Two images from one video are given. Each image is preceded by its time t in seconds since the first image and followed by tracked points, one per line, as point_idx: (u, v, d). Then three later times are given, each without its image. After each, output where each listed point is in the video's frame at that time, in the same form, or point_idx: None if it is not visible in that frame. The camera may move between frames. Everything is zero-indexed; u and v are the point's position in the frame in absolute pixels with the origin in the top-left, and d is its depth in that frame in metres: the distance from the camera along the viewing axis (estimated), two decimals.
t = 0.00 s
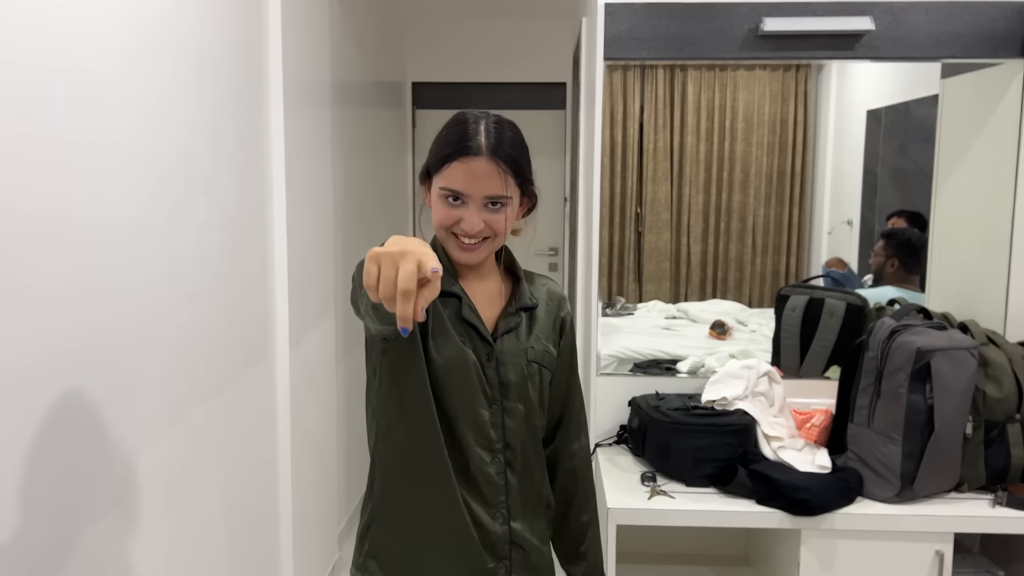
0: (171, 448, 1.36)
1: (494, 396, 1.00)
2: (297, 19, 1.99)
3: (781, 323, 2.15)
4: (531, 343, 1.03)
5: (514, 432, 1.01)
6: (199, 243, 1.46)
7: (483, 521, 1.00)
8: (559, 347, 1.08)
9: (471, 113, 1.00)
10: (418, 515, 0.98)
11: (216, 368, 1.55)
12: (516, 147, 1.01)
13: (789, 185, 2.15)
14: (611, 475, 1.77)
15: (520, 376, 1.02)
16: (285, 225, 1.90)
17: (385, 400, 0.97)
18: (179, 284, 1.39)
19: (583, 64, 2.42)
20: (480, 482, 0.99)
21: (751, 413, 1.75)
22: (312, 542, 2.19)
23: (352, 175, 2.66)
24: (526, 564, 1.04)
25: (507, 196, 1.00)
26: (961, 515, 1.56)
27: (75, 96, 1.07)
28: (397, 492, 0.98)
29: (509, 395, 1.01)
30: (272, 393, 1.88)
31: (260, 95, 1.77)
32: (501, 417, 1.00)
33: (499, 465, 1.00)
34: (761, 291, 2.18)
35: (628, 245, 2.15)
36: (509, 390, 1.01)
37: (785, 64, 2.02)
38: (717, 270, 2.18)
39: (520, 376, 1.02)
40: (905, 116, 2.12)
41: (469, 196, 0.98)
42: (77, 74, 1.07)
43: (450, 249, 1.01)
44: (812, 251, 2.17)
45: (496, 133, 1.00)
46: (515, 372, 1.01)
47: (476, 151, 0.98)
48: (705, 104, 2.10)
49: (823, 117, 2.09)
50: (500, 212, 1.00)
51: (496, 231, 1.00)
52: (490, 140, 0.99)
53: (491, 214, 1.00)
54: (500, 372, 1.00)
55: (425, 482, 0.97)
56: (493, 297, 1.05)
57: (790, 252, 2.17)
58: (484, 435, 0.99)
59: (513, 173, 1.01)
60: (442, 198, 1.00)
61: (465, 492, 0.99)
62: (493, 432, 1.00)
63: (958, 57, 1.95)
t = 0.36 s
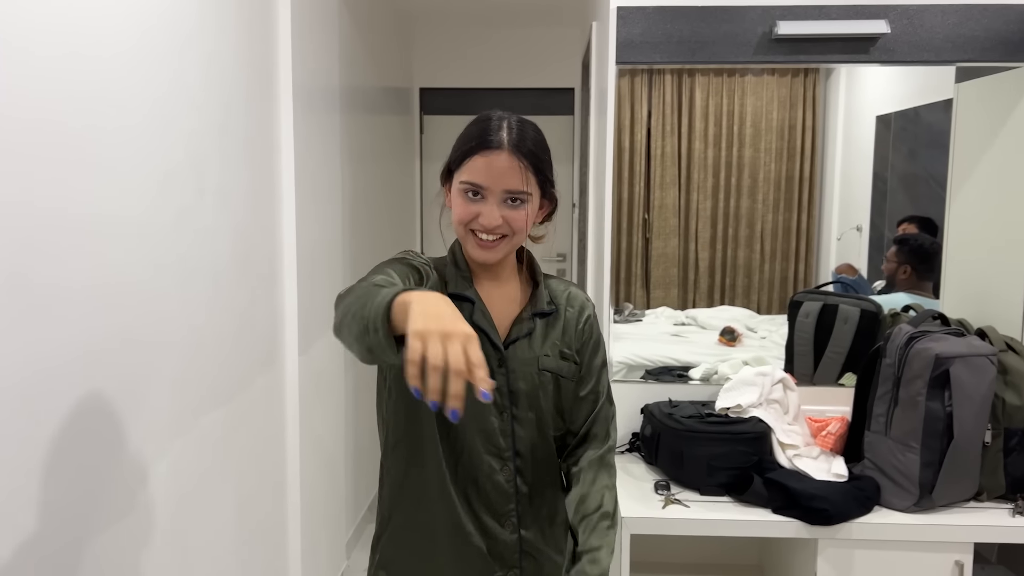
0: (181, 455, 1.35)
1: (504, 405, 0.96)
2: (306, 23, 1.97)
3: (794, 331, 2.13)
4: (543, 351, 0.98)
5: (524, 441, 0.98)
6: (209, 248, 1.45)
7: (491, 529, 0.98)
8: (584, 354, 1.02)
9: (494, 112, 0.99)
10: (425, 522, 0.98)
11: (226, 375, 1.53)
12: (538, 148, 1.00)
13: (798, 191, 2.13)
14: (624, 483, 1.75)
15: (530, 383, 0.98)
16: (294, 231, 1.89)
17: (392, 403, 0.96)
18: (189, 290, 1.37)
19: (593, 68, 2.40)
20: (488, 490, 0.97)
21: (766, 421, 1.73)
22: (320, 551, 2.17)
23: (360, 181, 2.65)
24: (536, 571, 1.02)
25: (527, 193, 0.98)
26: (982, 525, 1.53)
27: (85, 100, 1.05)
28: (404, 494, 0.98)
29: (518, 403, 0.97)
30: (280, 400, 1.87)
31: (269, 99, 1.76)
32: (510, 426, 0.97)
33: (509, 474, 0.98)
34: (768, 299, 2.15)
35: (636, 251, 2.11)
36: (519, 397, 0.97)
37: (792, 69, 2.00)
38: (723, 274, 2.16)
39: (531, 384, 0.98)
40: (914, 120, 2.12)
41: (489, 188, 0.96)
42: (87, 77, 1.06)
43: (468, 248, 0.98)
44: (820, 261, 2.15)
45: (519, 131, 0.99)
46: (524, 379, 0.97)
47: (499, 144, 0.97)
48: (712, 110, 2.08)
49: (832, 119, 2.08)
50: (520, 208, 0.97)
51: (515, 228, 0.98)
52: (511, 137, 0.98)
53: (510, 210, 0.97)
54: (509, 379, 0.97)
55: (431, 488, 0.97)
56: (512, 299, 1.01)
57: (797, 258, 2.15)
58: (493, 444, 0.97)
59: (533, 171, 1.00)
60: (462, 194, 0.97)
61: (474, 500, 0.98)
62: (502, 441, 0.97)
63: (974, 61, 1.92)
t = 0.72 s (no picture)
0: (191, 465, 1.34)
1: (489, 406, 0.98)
2: (313, 31, 1.97)
3: (801, 340, 2.13)
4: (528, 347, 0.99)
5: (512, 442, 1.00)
6: (218, 256, 1.44)
7: (479, 533, 0.99)
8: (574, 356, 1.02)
9: (504, 122, 1.03)
10: (418, 526, 1.00)
11: (233, 383, 1.53)
12: (545, 158, 1.04)
13: (801, 199, 2.13)
14: (632, 493, 1.74)
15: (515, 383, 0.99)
16: (300, 239, 1.88)
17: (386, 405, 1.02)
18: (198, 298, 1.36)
19: (598, 77, 2.40)
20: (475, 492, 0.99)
21: (774, 430, 1.73)
22: (325, 560, 2.16)
23: (365, 189, 2.64)
24: None
25: (531, 198, 0.99)
26: (994, 536, 1.52)
27: (97, 106, 1.05)
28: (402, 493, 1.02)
29: (504, 403, 0.99)
30: (286, 408, 1.86)
31: (276, 107, 1.76)
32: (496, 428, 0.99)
33: (496, 477, 0.99)
34: (772, 307, 2.15)
35: (639, 259, 2.09)
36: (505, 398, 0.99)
37: (796, 78, 1.99)
38: (727, 283, 2.15)
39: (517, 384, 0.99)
40: (918, 128, 2.10)
41: (494, 187, 0.97)
42: (100, 83, 1.05)
43: (469, 245, 1.00)
44: (823, 269, 2.15)
45: (526, 139, 1.03)
46: (508, 378, 0.98)
47: (507, 147, 0.99)
48: (715, 117, 2.07)
49: (835, 129, 2.08)
50: (522, 211, 0.98)
51: (515, 230, 0.98)
52: (520, 143, 1.01)
53: (512, 211, 0.98)
54: (494, 380, 0.98)
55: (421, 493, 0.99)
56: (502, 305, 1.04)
57: (800, 265, 2.15)
58: (479, 445, 0.99)
59: (539, 179, 1.02)
60: (468, 191, 0.99)
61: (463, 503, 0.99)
62: (488, 442, 0.98)
63: (983, 69, 1.92)
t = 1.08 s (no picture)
0: (197, 470, 1.34)
1: (492, 409, 1.01)
2: (319, 39, 1.98)
3: (803, 348, 2.14)
4: (534, 354, 1.02)
5: (514, 446, 1.02)
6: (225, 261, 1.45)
7: (477, 536, 1.01)
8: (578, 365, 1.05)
9: (503, 135, 1.05)
10: (416, 530, 1.02)
11: (239, 388, 1.53)
12: (544, 170, 1.06)
13: (800, 209, 2.12)
14: (635, 501, 1.75)
15: (520, 388, 1.02)
16: (305, 245, 1.88)
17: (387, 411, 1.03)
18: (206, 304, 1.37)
19: (602, 86, 2.42)
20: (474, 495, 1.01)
21: (778, 439, 1.73)
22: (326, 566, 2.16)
23: (368, 196, 2.65)
24: None
25: (530, 213, 1.03)
26: (996, 545, 1.52)
27: (110, 113, 1.05)
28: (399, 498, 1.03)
29: (507, 407, 1.01)
30: (290, 414, 1.86)
31: (283, 115, 1.76)
32: (497, 431, 1.01)
33: (495, 479, 1.01)
34: (770, 315, 2.13)
35: (638, 266, 2.11)
36: (506, 402, 1.01)
37: (796, 87, 2.01)
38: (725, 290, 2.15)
39: (519, 388, 1.02)
40: (917, 139, 2.10)
41: (494, 203, 1.01)
42: (112, 89, 1.06)
43: (470, 259, 1.03)
44: (822, 277, 2.15)
45: (524, 152, 1.04)
46: (515, 384, 1.02)
47: (506, 162, 1.02)
48: (715, 127, 2.08)
49: (834, 140, 2.10)
50: (522, 225, 1.02)
51: (515, 244, 1.02)
52: (519, 157, 1.03)
53: (512, 226, 1.02)
54: (499, 384, 1.01)
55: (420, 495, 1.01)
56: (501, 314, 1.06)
57: (799, 274, 2.14)
58: (480, 448, 1.01)
59: (538, 192, 1.05)
60: (468, 207, 1.03)
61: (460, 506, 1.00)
62: (489, 445, 1.01)
63: (985, 81, 1.93)
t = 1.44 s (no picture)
0: (187, 468, 1.34)
1: (478, 419, 1.01)
2: (314, 39, 1.99)
3: (793, 352, 2.15)
4: (520, 366, 1.03)
5: (500, 458, 1.02)
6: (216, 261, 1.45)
7: (462, 547, 1.01)
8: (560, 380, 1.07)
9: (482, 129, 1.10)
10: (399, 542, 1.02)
11: (230, 388, 1.53)
12: (523, 159, 1.10)
13: (794, 213, 2.15)
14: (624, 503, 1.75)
15: (507, 400, 1.02)
16: (298, 245, 1.89)
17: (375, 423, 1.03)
18: (197, 303, 1.37)
19: (597, 88, 2.43)
20: (460, 506, 1.01)
21: (767, 442, 1.74)
22: (316, 566, 2.17)
23: (362, 196, 2.66)
24: None
25: (513, 191, 1.06)
26: (982, 549, 1.54)
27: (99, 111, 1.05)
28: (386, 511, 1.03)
29: (494, 418, 1.02)
30: (281, 413, 1.86)
31: (277, 114, 1.77)
32: (484, 442, 1.02)
33: (481, 490, 1.02)
34: (764, 319, 2.17)
35: (633, 270, 2.11)
36: (494, 413, 1.02)
37: (791, 92, 2.02)
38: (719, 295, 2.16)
39: (507, 399, 1.02)
40: (910, 145, 2.12)
41: (478, 181, 1.03)
42: (102, 88, 1.06)
43: (458, 243, 1.04)
44: (816, 283, 2.16)
45: (504, 146, 1.08)
46: (501, 395, 1.02)
47: (487, 145, 1.06)
48: (710, 131, 2.09)
49: (828, 143, 2.11)
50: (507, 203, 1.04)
51: (503, 223, 1.04)
52: (499, 144, 1.08)
53: (498, 205, 1.04)
54: (486, 395, 1.01)
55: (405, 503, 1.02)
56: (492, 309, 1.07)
57: (792, 279, 2.16)
58: (467, 459, 1.01)
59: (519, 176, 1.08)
60: (452, 192, 1.05)
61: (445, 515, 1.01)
62: (476, 456, 1.01)
63: (975, 88, 1.95)
